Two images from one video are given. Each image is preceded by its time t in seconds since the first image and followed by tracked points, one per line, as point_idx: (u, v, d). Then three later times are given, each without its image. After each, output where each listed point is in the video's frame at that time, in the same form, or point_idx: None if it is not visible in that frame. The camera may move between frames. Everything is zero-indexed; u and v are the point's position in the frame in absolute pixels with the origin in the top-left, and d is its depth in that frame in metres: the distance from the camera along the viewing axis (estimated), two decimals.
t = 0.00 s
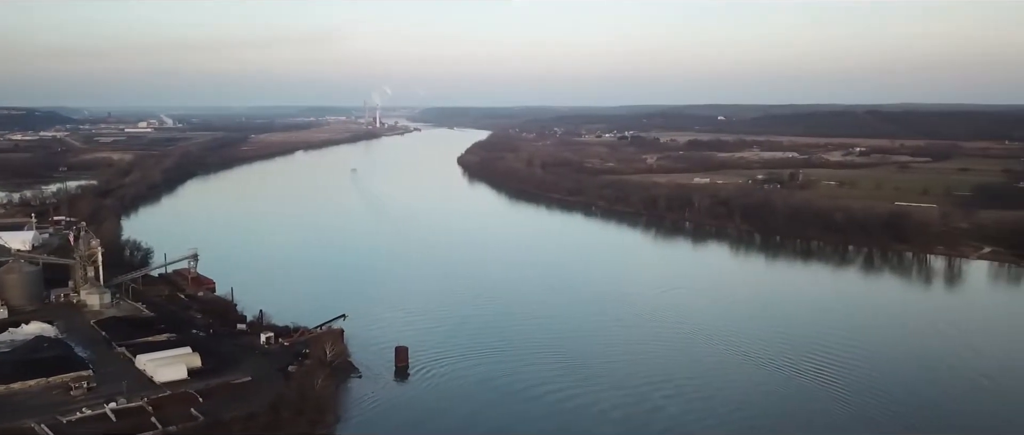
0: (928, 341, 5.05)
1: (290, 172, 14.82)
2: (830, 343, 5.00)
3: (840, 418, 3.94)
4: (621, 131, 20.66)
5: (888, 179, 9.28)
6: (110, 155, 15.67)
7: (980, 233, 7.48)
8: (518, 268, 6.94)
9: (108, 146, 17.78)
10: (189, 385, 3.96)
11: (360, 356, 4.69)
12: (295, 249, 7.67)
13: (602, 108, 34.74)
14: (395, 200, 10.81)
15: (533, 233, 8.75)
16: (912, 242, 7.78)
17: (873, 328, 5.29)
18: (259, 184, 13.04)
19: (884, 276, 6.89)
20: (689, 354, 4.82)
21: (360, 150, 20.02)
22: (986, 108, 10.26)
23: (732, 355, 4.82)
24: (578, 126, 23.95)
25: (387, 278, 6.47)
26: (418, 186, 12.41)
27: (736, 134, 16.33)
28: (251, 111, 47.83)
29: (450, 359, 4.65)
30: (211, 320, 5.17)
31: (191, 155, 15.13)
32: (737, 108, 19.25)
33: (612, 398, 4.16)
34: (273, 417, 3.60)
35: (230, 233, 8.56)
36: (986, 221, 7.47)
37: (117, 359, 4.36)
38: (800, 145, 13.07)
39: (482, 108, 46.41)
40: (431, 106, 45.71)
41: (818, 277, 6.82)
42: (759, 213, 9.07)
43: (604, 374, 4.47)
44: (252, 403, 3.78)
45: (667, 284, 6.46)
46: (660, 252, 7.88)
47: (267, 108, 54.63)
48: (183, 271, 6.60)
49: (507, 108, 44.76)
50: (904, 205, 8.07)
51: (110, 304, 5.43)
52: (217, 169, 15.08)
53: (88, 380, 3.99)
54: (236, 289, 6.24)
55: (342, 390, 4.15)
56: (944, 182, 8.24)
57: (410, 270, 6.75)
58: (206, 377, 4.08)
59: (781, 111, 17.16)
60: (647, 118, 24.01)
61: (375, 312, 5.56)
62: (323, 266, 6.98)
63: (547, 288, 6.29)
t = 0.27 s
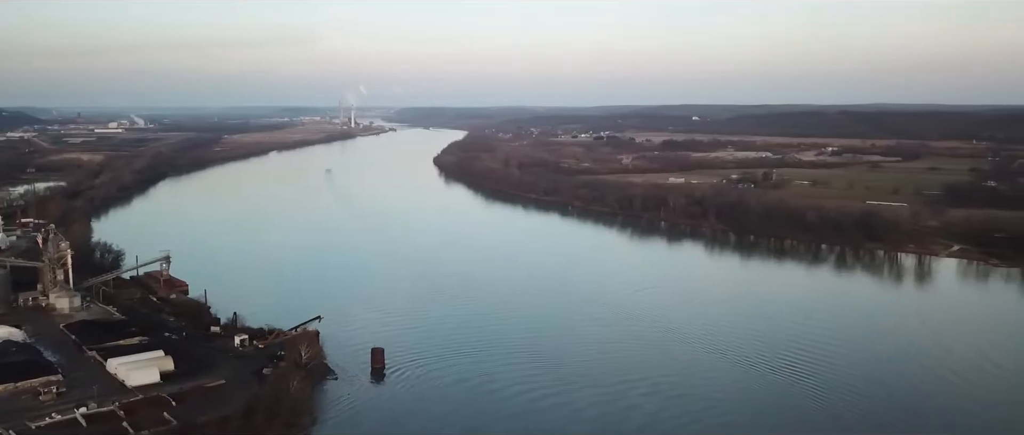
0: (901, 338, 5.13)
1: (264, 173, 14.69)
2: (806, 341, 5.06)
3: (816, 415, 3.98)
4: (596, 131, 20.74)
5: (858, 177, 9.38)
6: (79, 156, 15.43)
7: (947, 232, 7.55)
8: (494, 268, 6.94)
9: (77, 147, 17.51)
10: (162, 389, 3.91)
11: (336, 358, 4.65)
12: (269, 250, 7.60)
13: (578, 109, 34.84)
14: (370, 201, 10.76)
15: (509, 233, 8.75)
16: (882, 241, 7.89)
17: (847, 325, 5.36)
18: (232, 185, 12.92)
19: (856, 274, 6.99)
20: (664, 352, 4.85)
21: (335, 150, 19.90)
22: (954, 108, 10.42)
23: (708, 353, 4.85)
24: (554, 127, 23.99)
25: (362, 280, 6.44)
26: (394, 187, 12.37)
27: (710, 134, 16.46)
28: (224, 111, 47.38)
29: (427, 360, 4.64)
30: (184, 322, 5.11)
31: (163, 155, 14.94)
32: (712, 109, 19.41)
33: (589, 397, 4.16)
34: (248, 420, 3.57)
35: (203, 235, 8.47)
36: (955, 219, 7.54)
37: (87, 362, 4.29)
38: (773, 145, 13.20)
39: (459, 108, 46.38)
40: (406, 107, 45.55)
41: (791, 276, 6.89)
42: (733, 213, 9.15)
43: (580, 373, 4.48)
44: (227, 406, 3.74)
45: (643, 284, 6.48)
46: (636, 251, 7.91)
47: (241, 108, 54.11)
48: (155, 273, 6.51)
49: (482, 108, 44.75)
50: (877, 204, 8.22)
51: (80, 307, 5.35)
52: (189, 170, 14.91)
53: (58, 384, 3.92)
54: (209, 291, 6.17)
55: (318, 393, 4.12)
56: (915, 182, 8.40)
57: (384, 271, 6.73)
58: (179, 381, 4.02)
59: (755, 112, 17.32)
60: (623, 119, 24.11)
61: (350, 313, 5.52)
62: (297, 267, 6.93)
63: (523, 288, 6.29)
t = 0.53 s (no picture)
0: (875, 335, 5.20)
1: (238, 174, 14.55)
2: (782, 339, 5.11)
3: (792, 412, 4.03)
4: (572, 131, 20.80)
5: (830, 177, 9.48)
6: (48, 157, 15.17)
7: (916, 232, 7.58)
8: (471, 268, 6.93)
9: (46, 148, 17.22)
10: (134, 393, 3.85)
11: (311, 360, 4.62)
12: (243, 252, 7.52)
13: (554, 109, 34.91)
14: (346, 201, 10.69)
15: (486, 234, 8.74)
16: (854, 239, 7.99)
17: (823, 323, 5.43)
18: (205, 186, 12.78)
19: (829, 273, 7.07)
20: (641, 351, 4.86)
21: (310, 151, 19.76)
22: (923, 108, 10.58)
23: (685, 351, 4.88)
24: (531, 127, 24.01)
25: (337, 281, 6.39)
26: (370, 187, 12.30)
27: (685, 135, 16.57)
28: (196, 111, 46.84)
29: (403, 361, 4.62)
30: (156, 325, 5.04)
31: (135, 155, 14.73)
32: (687, 109, 19.53)
33: (567, 396, 4.17)
34: (223, 423, 3.52)
35: (175, 237, 8.37)
36: (923, 218, 7.58)
37: (57, 367, 4.22)
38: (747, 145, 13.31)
39: (436, 108, 46.27)
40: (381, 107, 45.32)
41: (766, 274, 6.96)
42: (708, 212, 9.22)
43: (557, 372, 4.49)
44: (200, 410, 3.69)
45: (619, 283, 6.51)
46: (613, 251, 7.94)
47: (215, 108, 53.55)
48: (127, 275, 6.42)
49: (458, 109, 44.66)
50: (849, 203, 8.30)
51: (49, 311, 5.25)
52: (161, 171, 14.72)
53: (27, 389, 3.84)
54: (182, 294, 6.10)
55: (294, 395, 4.08)
56: (886, 181, 8.50)
57: (359, 272, 6.69)
58: (152, 384, 3.97)
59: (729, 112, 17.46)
60: (598, 119, 24.19)
61: (326, 315, 5.48)
62: (272, 268, 6.87)
63: (500, 288, 6.29)
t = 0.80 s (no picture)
0: (850, 332, 5.27)
1: (212, 174, 14.40)
2: (761, 336, 5.15)
3: (768, 409, 4.07)
4: (549, 132, 20.83)
5: (804, 176, 9.58)
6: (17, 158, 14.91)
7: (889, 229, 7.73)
8: (449, 269, 6.91)
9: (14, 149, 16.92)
10: (107, 397, 3.79)
11: (288, 362, 4.57)
12: (217, 254, 7.44)
13: (531, 110, 34.95)
14: (321, 202, 10.62)
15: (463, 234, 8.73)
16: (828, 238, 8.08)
17: (801, 321, 5.47)
18: (179, 187, 12.62)
19: (804, 271, 7.14)
20: (619, 350, 4.88)
21: (285, 151, 19.60)
22: (895, 108, 10.72)
23: (664, 350, 4.91)
24: (508, 127, 24.01)
25: (313, 282, 6.34)
26: (345, 188, 12.23)
27: (661, 135, 16.66)
28: (169, 111, 46.28)
29: (381, 362, 4.59)
30: (129, 329, 4.96)
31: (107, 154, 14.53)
32: (663, 109, 19.63)
33: (544, 396, 4.16)
34: (196, 425, 3.47)
35: (148, 238, 8.26)
36: (896, 217, 7.75)
37: (27, 372, 4.14)
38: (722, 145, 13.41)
39: (414, 108, 46.15)
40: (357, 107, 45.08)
41: (742, 273, 7.02)
42: (684, 211, 9.27)
43: (535, 372, 4.49)
44: (174, 414, 3.64)
45: (596, 282, 6.54)
46: (590, 251, 7.95)
47: (189, 107, 52.96)
48: (98, 278, 6.32)
49: (434, 109, 44.56)
50: (822, 202, 8.43)
51: (18, 315, 5.16)
52: (133, 173, 14.52)
53: None
54: (155, 297, 6.02)
55: (270, 398, 4.05)
56: (859, 180, 8.63)
57: (335, 273, 6.64)
58: (125, 389, 3.91)
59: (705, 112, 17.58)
60: (575, 119, 24.25)
61: (302, 316, 5.44)
62: (247, 270, 6.80)
63: (478, 288, 6.28)
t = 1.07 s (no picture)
0: (825, 329, 5.33)
1: (185, 176, 14.23)
2: (738, 335, 5.18)
3: (745, 406, 4.10)
4: (526, 132, 20.84)
5: (778, 176, 9.66)
6: None
7: (862, 227, 7.83)
8: (427, 270, 6.89)
9: None
10: (78, 402, 3.73)
11: (263, 365, 4.53)
12: (191, 256, 7.35)
13: (508, 110, 34.95)
14: (297, 203, 10.53)
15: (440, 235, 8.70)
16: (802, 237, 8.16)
17: (778, 319, 5.51)
18: (152, 188, 12.46)
19: (780, 270, 7.19)
20: (597, 350, 4.89)
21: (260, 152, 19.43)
22: (868, 109, 10.85)
23: (642, 349, 4.93)
24: (485, 128, 23.99)
25: (288, 284, 6.28)
26: (322, 188, 12.14)
27: (638, 135, 16.73)
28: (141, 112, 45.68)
29: (359, 364, 4.56)
30: (101, 332, 4.89)
31: (78, 154, 14.31)
32: (639, 110, 19.71)
33: (522, 397, 4.16)
34: (170, 428, 3.43)
35: (120, 241, 8.14)
36: (868, 216, 7.85)
37: None
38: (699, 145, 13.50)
39: (391, 108, 45.98)
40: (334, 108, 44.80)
41: (718, 272, 7.07)
42: (661, 211, 9.32)
43: (513, 373, 4.48)
44: (147, 418, 3.59)
45: (575, 282, 6.57)
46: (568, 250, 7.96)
47: (162, 107, 52.33)
48: (69, 281, 6.22)
49: (411, 110, 44.42)
50: (797, 202, 8.51)
51: None
52: (105, 174, 14.31)
53: None
54: (127, 299, 5.93)
55: (245, 401, 4.00)
56: (832, 180, 8.75)
57: (311, 275, 6.58)
58: (97, 393, 3.85)
59: (681, 112, 17.68)
60: (552, 120, 24.28)
61: (278, 318, 5.39)
62: (221, 272, 6.73)
63: (455, 289, 6.26)
